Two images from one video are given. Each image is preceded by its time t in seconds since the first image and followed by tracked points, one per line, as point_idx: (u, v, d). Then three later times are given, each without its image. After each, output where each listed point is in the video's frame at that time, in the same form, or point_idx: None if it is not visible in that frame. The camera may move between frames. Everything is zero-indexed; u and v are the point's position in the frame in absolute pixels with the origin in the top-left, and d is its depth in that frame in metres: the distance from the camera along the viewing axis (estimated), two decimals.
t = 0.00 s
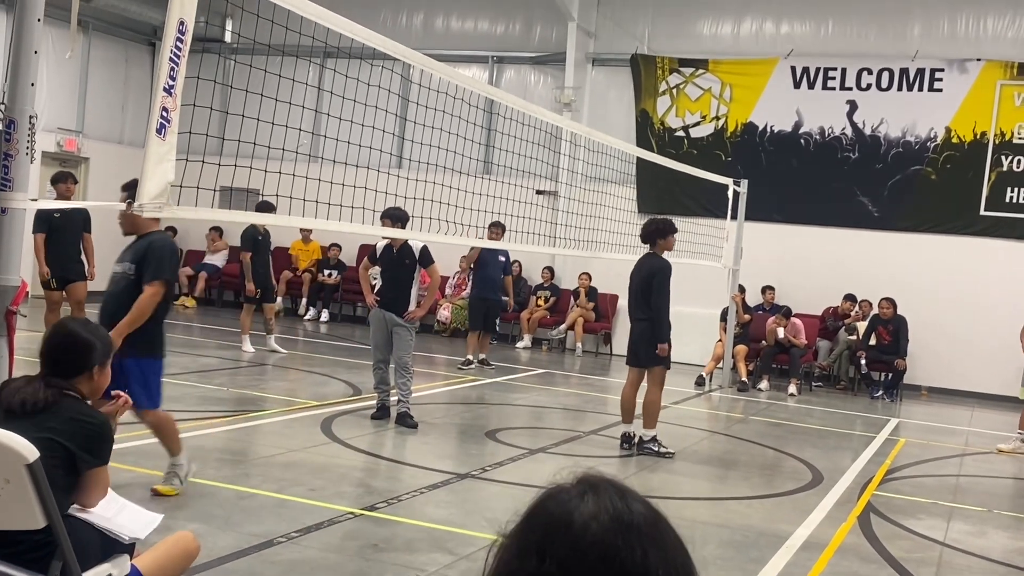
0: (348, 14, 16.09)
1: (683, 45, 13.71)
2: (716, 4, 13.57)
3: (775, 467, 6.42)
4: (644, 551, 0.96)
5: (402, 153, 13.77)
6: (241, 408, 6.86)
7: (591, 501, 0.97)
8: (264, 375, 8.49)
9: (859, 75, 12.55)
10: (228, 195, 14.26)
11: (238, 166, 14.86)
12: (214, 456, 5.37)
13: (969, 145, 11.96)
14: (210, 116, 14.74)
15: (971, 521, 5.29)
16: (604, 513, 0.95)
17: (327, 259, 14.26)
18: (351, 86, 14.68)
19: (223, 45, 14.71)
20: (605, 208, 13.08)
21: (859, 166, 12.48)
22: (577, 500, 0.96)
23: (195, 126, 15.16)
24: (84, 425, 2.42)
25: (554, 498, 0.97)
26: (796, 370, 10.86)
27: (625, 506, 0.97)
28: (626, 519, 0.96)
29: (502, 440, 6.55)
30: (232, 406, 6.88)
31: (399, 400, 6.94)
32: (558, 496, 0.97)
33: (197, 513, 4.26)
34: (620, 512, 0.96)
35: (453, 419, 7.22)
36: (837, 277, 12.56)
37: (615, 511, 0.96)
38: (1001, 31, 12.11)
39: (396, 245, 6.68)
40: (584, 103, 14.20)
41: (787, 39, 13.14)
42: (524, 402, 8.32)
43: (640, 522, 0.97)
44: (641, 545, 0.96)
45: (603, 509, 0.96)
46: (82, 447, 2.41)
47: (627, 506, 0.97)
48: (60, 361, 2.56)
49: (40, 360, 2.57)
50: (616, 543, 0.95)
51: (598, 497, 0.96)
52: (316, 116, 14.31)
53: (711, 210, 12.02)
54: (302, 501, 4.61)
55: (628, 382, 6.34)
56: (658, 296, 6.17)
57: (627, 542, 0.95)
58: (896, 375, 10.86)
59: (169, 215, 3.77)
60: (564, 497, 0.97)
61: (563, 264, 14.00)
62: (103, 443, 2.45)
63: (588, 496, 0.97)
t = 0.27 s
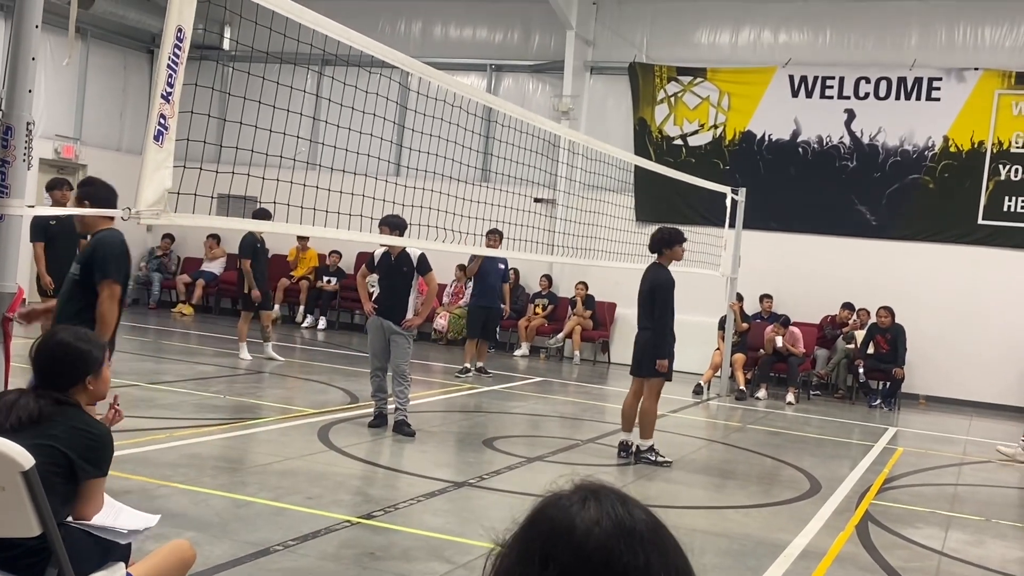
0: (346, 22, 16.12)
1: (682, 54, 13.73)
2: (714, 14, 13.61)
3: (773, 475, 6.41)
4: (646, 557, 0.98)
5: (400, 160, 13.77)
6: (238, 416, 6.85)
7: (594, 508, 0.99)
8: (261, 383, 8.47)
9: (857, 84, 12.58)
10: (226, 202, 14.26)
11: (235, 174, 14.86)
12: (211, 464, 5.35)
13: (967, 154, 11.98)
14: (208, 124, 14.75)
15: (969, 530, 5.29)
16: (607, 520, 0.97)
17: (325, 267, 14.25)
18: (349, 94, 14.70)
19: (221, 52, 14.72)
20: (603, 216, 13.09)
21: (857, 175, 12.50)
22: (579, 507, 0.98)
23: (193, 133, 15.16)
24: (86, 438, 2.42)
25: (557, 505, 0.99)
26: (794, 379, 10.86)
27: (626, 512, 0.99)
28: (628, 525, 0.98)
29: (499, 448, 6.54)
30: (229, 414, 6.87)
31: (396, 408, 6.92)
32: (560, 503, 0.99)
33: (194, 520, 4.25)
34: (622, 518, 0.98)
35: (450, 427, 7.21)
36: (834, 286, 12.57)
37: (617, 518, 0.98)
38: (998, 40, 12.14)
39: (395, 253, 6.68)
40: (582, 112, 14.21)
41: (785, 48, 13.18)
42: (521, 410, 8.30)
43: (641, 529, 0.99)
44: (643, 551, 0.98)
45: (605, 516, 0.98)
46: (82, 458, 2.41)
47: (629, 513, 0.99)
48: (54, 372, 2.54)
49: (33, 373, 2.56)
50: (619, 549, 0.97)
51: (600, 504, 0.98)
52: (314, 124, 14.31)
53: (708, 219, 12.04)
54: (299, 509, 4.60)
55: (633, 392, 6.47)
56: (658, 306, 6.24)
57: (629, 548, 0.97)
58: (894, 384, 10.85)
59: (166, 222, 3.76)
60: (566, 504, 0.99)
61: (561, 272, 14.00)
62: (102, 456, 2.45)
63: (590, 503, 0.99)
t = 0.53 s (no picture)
0: (345, 31, 16.15)
1: (680, 64, 13.76)
2: (711, 24, 13.66)
3: (771, 485, 6.41)
4: (650, 565, 0.98)
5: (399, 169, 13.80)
6: (235, 425, 6.83)
7: (598, 517, 0.99)
8: (258, 392, 8.46)
9: (854, 94, 12.62)
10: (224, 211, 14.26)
11: (233, 182, 14.86)
12: (208, 472, 5.34)
13: (964, 164, 12.02)
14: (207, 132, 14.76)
15: (967, 540, 5.29)
16: (611, 528, 0.98)
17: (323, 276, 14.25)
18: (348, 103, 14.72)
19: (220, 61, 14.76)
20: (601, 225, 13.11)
21: (854, 185, 12.53)
22: (583, 516, 0.99)
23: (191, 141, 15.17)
24: (86, 449, 2.41)
25: (560, 514, 0.99)
26: (792, 388, 10.86)
27: (630, 521, 1.00)
28: (632, 533, 0.99)
29: (497, 457, 6.53)
30: (226, 423, 6.85)
31: (393, 417, 6.91)
32: (564, 512, 0.99)
33: (191, 529, 4.23)
34: (627, 526, 0.99)
35: (448, 436, 7.20)
36: (831, 295, 12.59)
37: (621, 527, 0.98)
38: (995, 51, 12.18)
39: (393, 261, 6.68)
40: (580, 121, 14.24)
41: (782, 58, 13.21)
42: (519, 420, 8.29)
43: (645, 537, 0.99)
44: (647, 559, 0.98)
45: (610, 525, 0.98)
46: (81, 469, 2.40)
47: (633, 521, 1.00)
48: (64, 380, 2.51)
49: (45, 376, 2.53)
50: (623, 557, 0.97)
51: (605, 513, 0.99)
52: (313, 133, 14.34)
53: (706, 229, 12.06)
54: (297, 518, 4.59)
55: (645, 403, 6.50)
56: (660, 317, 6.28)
57: (633, 556, 0.97)
58: (891, 394, 10.85)
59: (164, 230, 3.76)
60: (570, 512, 0.99)
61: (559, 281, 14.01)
62: (103, 466, 2.45)
63: (595, 512, 1.00)
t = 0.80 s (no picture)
0: (343, 39, 16.17)
1: (678, 72, 13.77)
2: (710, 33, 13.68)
3: (769, 493, 6.39)
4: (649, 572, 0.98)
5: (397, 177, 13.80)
6: (232, 432, 6.81)
7: (598, 523, 0.99)
8: (256, 399, 8.44)
9: (853, 102, 12.65)
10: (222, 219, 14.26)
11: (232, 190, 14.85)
12: (205, 480, 5.32)
13: (962, 173, 12.05)
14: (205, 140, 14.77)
15: (965, 548, 5.28)
16: (611, 534, 0.98)
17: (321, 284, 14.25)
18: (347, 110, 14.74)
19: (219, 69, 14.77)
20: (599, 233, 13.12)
21: (852, 194, 12.55)
22: (583, 522, 0.98)
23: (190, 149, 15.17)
24: (84, 459, 2.41)
25: (559, 519, 0.99)
26: (790, 397, 10.85)
27: (630, 528, 0.99)
28: (632, 540, 0.98)
29: (495, 465, 6.52)
30: (223, 431, 6.83)
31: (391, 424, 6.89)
32: (563, 518, 0.99)
33: (188, 537, 4.22)
34: (626, 534, 0.98)
35: (445, 444, 7.19)
36: (829, 303, 12.59)
37: (622, 533, 0.98)
38: (993, 59, 12.19)
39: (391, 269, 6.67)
40: (578, 129, 14.25)
41: (781, 66, 13.23)
42: (517, 428, 8.27)
43: (644, 544, 0.99)
44: (646, 566, 0.98)
45: (609, 531, 0.98)
46: (79, 478, 2.39)
47: (633, 529, 0.99)
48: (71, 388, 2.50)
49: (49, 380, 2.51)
50: (622, 563, 0.96)
51: (603, 520, 0.98)
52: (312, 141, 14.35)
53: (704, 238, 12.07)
54: (294, 526, 4.57)
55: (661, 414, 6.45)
56: (664, 324, 6.26)
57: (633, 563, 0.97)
58: (889, 402, 10.85)
59: (163, 237, 3.75)
60: (569, 519, 0.99)
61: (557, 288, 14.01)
62: (100, 476, 2.44)
63: (595, 519, 0.99)
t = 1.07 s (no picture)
0: (342, 44, 16.20)
1: (676, 78, 13.79)
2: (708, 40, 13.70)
3: (768, 500, 6.39)
4: None
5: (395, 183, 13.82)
6: (230, 439, 6.80)
7: (593, 529, 0.99)
8: (254, 406, 8.43)
9: (851, 109, 12.68)
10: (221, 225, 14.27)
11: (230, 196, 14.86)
12: (203, 487, 5.32)
13: (960, 179, 12.08)
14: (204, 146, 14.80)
15: (963, 555, 5.27)
16: (606, 540, 0.98)
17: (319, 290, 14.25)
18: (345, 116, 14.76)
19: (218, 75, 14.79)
20: (598, 239, 13.13)
21: (850, 200, 12.58)
22: (580, 527, 0.99)
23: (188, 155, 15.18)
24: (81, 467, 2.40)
25: (555, 525, 0.99)
26: (788, 403, 10.86)
27: (626, 534, 1.00)
28: (628, 546, 0.99)
29: (493, 471, 6.51)
30: (221, 437, 6.82)
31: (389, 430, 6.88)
32: (560, 523, 0.99)
33: (186, 544, 4.21)
34: (622, 539, 0.99)
35: (443, 450, 7.18)
36: (828, 310, 12.59)
37: (618, 539, 0.99)
38: (991, 66, 12.21)
39: (389, 275, 6.66)
40: (577, 135, 14.26)
41: (779, 73, 13.24)
42: (515, 434, 8.26)
43: (640, 548, 0.99)
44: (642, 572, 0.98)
45: (607, 537, 0.98)
46: (76, 486, 2.39)
47: (628, 535, 1.00)
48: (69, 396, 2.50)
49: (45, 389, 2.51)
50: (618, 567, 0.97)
51: (600, 525, 0.99)
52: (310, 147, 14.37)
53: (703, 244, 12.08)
54: (292, 532, 4.56)
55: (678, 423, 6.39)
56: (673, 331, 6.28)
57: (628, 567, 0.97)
58: (888, 409, 10.85)
59: (161, 243, 3.75)
60: (566, 524, 0.99)
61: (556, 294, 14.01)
62: (97, 482, 2.43)
63: (592, 523, 1.00)
